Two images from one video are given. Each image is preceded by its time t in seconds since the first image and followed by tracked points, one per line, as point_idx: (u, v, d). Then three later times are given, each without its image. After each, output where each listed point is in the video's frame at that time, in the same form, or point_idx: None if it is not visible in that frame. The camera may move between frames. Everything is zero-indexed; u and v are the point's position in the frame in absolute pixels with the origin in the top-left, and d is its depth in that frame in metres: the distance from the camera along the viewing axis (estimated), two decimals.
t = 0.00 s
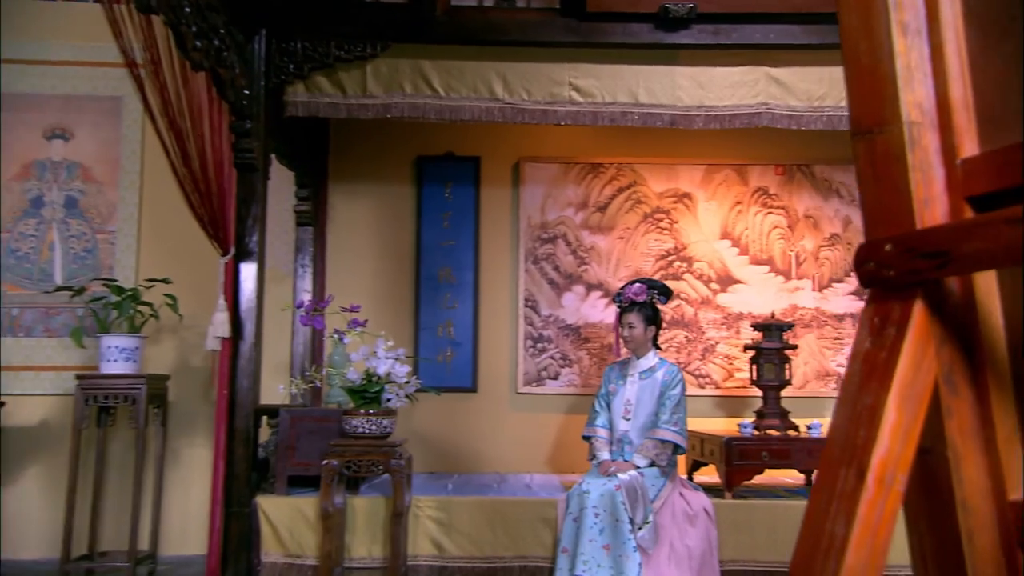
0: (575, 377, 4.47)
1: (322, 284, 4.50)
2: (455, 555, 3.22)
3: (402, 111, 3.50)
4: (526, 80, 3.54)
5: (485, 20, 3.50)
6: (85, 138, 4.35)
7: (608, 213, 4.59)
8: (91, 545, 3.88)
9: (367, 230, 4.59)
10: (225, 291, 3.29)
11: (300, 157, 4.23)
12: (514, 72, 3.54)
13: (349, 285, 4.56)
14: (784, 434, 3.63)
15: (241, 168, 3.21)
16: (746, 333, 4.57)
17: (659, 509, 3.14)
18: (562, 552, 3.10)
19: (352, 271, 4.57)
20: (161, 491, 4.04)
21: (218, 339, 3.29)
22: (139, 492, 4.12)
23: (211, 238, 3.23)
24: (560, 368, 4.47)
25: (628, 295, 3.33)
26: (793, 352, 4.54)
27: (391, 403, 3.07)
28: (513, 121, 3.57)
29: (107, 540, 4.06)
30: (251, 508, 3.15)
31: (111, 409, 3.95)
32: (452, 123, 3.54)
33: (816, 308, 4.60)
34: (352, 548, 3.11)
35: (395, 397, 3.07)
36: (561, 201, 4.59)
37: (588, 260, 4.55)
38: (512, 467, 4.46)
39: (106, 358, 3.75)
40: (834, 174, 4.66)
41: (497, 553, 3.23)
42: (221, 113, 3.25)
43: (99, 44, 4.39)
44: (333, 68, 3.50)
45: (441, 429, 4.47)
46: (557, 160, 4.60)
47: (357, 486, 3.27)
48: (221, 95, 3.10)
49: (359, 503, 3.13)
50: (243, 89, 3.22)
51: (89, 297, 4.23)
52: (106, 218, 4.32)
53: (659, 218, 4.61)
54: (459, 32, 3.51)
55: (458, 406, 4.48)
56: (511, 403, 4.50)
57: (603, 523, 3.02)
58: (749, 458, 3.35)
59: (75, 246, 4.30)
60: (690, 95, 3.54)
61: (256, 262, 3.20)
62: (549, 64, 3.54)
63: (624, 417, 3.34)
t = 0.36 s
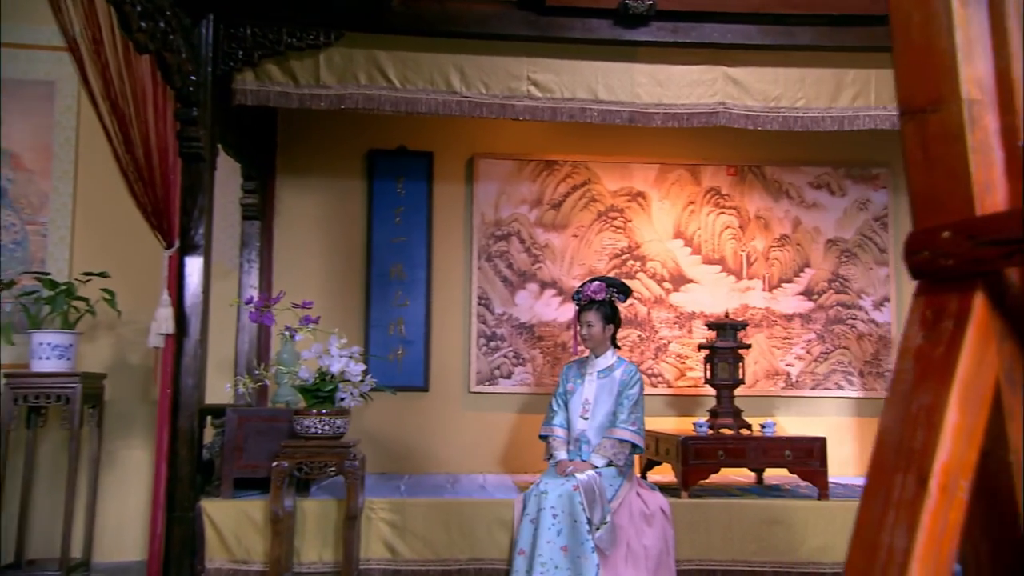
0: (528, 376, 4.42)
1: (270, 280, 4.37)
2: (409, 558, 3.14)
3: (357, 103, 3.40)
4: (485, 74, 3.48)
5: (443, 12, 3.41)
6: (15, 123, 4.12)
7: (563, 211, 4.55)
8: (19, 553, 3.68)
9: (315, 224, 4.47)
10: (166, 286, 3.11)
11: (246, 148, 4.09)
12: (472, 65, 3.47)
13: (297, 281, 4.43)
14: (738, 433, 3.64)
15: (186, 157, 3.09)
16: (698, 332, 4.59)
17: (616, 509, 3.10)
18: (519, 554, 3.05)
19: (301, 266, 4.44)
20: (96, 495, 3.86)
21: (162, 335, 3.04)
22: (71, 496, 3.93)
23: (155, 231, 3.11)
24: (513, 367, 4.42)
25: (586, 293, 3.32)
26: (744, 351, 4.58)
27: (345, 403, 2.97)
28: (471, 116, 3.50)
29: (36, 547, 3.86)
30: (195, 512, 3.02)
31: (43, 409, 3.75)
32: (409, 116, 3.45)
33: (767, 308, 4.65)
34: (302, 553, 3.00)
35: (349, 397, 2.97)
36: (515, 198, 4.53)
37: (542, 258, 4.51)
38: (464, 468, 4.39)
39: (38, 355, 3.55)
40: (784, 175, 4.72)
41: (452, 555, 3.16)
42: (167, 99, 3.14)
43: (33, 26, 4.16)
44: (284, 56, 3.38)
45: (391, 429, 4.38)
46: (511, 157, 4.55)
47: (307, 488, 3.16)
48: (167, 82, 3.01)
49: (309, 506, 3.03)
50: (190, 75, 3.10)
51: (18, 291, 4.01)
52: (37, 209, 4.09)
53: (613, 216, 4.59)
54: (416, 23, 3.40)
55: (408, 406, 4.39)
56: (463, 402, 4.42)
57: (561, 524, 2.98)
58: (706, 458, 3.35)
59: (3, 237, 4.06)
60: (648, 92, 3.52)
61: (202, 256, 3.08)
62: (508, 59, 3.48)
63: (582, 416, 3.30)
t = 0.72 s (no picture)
0: (487, 375, 4.36)
1: (221, 275, 4.24)
2: (370, 561, 3.06)
3: (317, 93, 3.29)
4: (450, 66, 3.41)
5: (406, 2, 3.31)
6: None
7: (523, 209, 4.51)
8: None
9: (269, 218, 4.34)
10: (116, 280, 3.03)
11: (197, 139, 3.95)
12: (436, 57, 3.40)
13: (250, 277, 4.30)
14: (699, 432, 3.62)
15: (137, 147, 2.95)
16: (657, 331, 4.59)
17: (581, 509, 3.07)
18: (482, 557, 2.99)
19: (254, 261, 4.31)
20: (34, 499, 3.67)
21: (111, 332, 2.96)
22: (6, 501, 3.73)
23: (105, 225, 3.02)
24: (472, 366, 4.36)
25: (551, 291, 3.29)
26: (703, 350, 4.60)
27: (304, 402, 2.88)
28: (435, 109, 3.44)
29: None
30: (143, 517, 2.89)
31: None
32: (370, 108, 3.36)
33: (724, 308, 4.68)
34: (258, 558, 2.90)
35: (308, 396, 2.88)
36: (474, 195, 4.47)
37: (501, 256, 4.46)
38: (421, 469, 4.31)
39: None
40: (742, 175, 4.75)
41: (413, 558, 3.09)
42: (115, 86, 3.00)
43: None
44: (240, 43, 3.26)
45: (346, 430, 4.28)
46: (471, 153, 4.48)
47: (263, 491, 3.05)
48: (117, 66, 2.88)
49: (266, 508, 2.92)
50: (141, 60, 2.95)
51: None
52: None
53: (574, 214, 4.56)
54: (378, 13, 3.29)
55: (365, 405, 4.29)
56: (420, 402, 4.34)
57: (526, 525, 2.92)
58: (669, 457, 3.35)
59: None
60: (614, 89, 3.51)
61: (153, 250, 2.94)
62: (473, 51, 3.42)
63: (546, 416, 3.26)
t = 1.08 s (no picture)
0: (448, 374, 4.29)
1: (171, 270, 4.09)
2: (331, 565, 2.98)
3: (277, 82, 3.18)
4: (414, 58, 3.33)
5: None
6: None
7: (484, 205, 4.45)
8: None
9: (222, 211, 4.19)
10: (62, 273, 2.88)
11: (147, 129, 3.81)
12: (401, 48, 3.31)
13: (202, 272, 4.15)
14: (663, 431, 3.59)
15: (85, 133, 2.84)
16: (619, 330, 4.58)
17: (547, 509, 3.02)
18: (448, 559, 2.92)
19: (206, 255, 4.16)
20: None
21: (56, 327, 2.81)
22: None
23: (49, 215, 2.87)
24: (433, 364, 4.28)
25: (517, 288, 3.23)
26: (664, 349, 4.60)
27: (264, 401, 2.77)
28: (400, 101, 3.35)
29: None
30: (91, 522, 2.75)
31: None
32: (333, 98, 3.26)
33: (685, 306, 4.69)
34: (213, 564, 2.78)
35: (268, 395, 2.78)
36: (435, 190, 4.39)
37: (462, 253, 4.39)
38: (379, 469, 4.22)
39: None
40: (701, 175, 4.77)
41: (375, 562, 3.01)
42: (63, 69, 2.90)
43: None
44: (196, 28, 3.13)
45: (302, 429, 4.16)
46: (431, 147, 4.40)
47: (218, 493, 2.93)
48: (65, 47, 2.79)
49: (222, 512, 2.80)
50: (91, 43, 2.85)
51: None
52: None
53: (535, 211, 4.52)
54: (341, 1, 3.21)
55: (321, 404, 4.19)
56: (379, 401, 4.25)
57: (493, 526, 2.86)
58: (635, 456, 3.34)
59: None
60: (582, 84, 3.47)
61: (103, 242, 2.84)
62: (439, 43, 3.34)
63: (512, 415, 3.20)
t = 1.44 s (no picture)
0: (407, 373, 4.20)
1: (117, 264, 3.92)
2: (289, 570, 2.87)
3: (235, 69, 3.06)
4: (379, 48, 3.23)
5: None
6: None
7: (445, 201, 4.36)
8: None
9: (172, 204, 4.03)
10: None
11: (92, 116, 3.64)
12: (364, 37, 3.22)
13: (150, 267, 3.98)
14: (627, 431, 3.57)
15: (27, 118, 2.71)
16: (580, 329, 4.55)
17: (513, 511, 2.95)
18: (413, 563, 2.83)
19: (155, 250, 4.00)
20: None
21: None
22: None
23: None
24: (391, 363, 4.19)
25: (483, 286, 3.17)
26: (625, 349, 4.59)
27: (222, 401, 2.66)
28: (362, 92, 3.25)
29: None
30: (33, 530, 2.59)
31: None
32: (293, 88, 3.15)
33: (645, 305, 4.68)
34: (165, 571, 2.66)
35: (226, 395, 2.66)
36: (395, 186, 4.29)
37: (422, 250, 4.31)
38: (334, 470, 4.11)
39: None
40: (662, 174, 4.76)
41: (336, 566, 2.91)
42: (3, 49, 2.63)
43: None
44: (149, 10, 2.99)
45: (256, 430, 4.03)
46: (391, 142, 4.30)
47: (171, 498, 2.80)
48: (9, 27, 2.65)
49: (176, 518, 2.68)
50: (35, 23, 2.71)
51: None
52: None
53: (497, 208, 4.45)
54: None
55: (276, 403, 4.06)
56: (336, 400, 4.14)
57: (458, 529, 2.80)
58: (600, 456, 3.30)
59: None
60: (548, 79, 3.42)
61: (48, 234, 2.71)
62: (404, 33, 3.25)
63: (477, 415, 3.13)
